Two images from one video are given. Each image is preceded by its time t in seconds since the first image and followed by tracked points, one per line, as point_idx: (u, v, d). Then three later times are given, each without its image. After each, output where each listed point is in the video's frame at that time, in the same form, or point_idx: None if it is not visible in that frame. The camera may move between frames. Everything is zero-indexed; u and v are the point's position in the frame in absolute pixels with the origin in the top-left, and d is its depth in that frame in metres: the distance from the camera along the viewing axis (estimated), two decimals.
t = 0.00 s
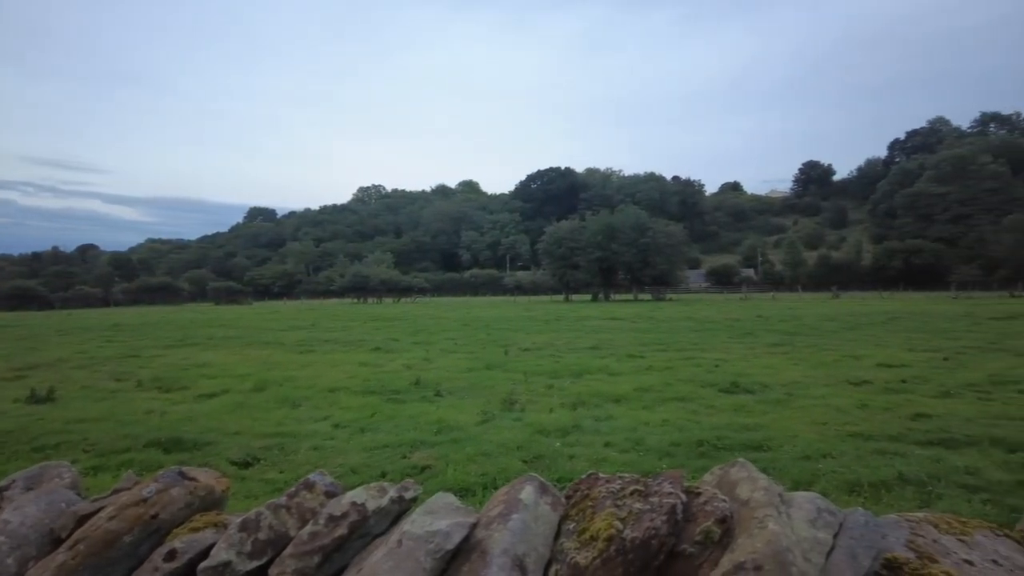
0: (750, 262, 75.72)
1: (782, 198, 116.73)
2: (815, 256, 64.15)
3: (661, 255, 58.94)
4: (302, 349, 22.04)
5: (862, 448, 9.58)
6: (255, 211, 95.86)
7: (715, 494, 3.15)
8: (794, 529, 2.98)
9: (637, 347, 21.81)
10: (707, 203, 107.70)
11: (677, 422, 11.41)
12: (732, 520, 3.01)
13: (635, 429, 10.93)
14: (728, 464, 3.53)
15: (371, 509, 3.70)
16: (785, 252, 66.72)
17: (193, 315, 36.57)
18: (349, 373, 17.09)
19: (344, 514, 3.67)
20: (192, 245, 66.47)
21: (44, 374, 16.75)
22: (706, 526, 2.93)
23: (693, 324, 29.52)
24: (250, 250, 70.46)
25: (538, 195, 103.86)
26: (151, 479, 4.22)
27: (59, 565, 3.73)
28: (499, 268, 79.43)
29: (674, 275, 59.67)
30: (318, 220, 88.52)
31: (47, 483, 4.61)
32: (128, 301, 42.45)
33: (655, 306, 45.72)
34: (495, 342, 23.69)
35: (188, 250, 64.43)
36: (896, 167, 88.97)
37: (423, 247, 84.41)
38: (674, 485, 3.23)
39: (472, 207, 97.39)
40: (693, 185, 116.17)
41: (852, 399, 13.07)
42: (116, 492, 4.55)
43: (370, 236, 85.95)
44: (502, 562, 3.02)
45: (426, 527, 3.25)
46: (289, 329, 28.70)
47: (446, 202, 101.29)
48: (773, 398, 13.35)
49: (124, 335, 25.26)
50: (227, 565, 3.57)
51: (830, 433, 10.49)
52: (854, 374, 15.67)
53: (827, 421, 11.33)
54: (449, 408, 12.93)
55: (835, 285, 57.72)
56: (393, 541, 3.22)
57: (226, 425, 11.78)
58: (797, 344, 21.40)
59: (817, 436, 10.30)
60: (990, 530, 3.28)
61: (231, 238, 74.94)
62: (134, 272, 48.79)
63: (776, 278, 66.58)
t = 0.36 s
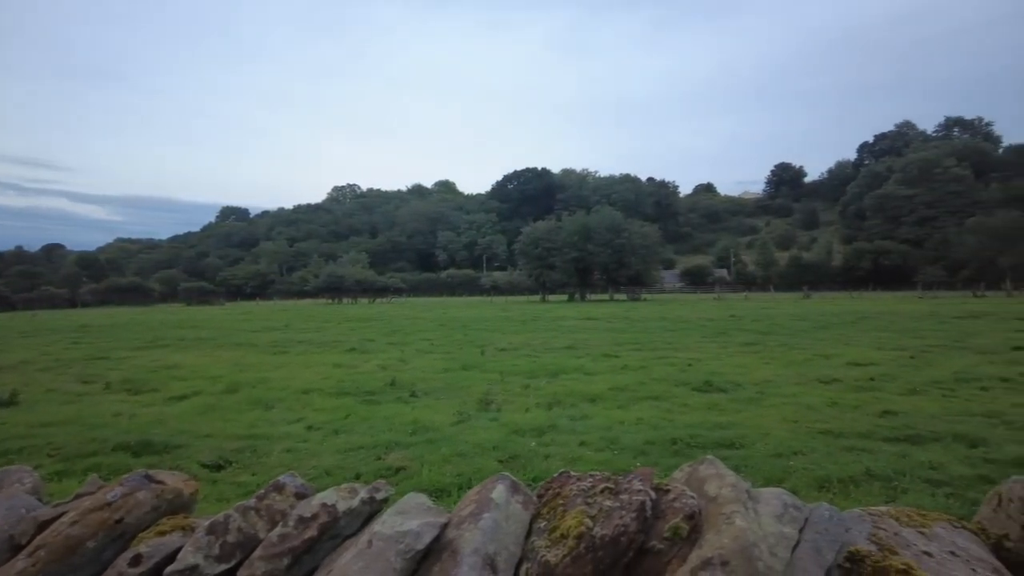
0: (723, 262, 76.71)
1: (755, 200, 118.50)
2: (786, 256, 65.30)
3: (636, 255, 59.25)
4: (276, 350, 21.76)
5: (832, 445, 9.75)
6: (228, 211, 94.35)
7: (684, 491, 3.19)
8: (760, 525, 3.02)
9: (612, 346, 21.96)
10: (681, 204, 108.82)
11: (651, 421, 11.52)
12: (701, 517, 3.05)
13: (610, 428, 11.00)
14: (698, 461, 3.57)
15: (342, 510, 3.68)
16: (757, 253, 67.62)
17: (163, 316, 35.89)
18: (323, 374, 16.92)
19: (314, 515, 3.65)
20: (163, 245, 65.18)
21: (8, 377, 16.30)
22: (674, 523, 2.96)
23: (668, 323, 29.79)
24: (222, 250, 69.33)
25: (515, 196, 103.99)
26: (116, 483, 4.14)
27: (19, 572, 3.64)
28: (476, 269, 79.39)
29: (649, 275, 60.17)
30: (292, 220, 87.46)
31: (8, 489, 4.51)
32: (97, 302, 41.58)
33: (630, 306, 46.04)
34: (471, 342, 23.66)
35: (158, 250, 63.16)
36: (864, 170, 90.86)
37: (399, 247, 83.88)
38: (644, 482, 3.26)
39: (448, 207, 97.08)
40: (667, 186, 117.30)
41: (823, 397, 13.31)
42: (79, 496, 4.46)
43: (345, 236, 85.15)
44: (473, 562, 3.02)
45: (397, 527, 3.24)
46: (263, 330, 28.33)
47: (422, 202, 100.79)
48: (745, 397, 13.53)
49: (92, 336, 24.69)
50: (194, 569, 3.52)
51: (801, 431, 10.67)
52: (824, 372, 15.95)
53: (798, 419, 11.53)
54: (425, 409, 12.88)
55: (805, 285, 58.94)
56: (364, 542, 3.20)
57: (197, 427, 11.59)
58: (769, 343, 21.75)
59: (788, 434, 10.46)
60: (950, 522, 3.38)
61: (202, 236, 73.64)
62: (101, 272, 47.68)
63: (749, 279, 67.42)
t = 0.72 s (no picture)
0: (698, 262, 77.60)
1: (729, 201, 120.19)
2: (759, 257, 66.32)
3: (612, 256, 59.67)
4: (250, 351, 21.49)
5: (803, 443, 9.91)
6: (200, 210, 92.83)
7: (655, 489, 3.22)
8: (729, 521, 3.06)
9: (588, 346, 22.10)
10: (657, 205, 109.80)
11: (625, 420, 11.63)
12: (671, 514, 3.08)
13: (586, 427, 11.07)
14: (668, 460, 3.60)
15: (313, 512, 3.65)
16: (731, 254, 68.45)
17: (134, 317, 35.21)
18: (297, 375, 16.74)
19: (286, 517, 3.62)
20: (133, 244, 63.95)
21: None
22: (646, 522, 2.98)
23: (644, 323, 30.10)
24: (194, 250, 68.25)
25: (492, 196, 104.15)
26: (81, 488, 4.06)
27: None
28: (453, 269, 79.43)
29: (625, 276, 60.66)
30: (266, 220, 86.40)
31: None
32: (65, 303, 40.69)
33: (607, 306, 46.37)
34: (448, 342, 23.63)
35: (129, 249, 61.95)
36: (835, 172, 92.70)
37: (375, 247, 83.30)
38: (615, 480, 3.30)
39: (425, 207, 96.73)
40: (643, 187, 118.28)
41: (794, 395, 13.55)
42: (42, 502, 4.36)
43: (321, 236, 84.36)
44: (445, 562, 3.02)
45: (369, 529, 3.23)
46: (236, 331, 27.93)
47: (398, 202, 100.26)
48: (718, 395, 13.72)
49: (58, 338, 24.11)
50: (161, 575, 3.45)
51: (773, 428, 10.84)
52: (796, 371, 16.23)
53: (770, 416, 11.72)
54: (401, 410, 12.83)
55: (777, 285, 60.24)
56: (335, 543, 3.18)
57: (168, 430, 11.38)
58: (742, 342, 22.10)
59: (760, 432, 10.63)
60: (912, 516, 3.47)
61: (175, 235, 72.37)
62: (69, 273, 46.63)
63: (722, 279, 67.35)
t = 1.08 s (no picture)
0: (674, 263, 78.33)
1: (705, 203, 121.44)
2: (735, 257, 67.09)
3: (591, 256, 59.79)
4: (224, 352, 21.18)
5: (778, 440, 10.04)
6: (173, 209, 91.31)
7: (628, 487, 3.26)
8: (701, 519, 3.10)
9: (567, 346, 22.16)
10: (634, 206, 110.49)
11: (603, 419, 11.68)
12: (644, 511, 3.11)
13: (564, 426, 11.10)
14: (643, 459, 3.63)
15: (287, 514, 3.61)
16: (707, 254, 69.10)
17: (105, 318, 34.54)
18: (273, 377, 16.53)
19: (258, 520, 3.57)
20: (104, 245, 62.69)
21: None
22: (619, 519, 3.00)
23: (622, 323, 30.28)
24: (167, 250, 67.06)
25: (471, 196, 104.09)
26: (46, 492, 3.98)
27: None
28: (432, 269, 79.40)
29: (603, 276, 61.01)
30: (241, 219, 85.28)
31: None
32: (32, 305, 39.72)
33: (585, 306, 46.52)
34: (426, 343, 23.55)
35: (99, 249, 60.68)
36: (809, 174, 94.19)
37: (352, 247, 82.50)
38: (589, 479, 3.32)
39: (403, 207, 96.15)
40: (621, 188, 119.01)
41: (769, 393, 13.73)
42: (5, 508, 4.25)
43: (297, 236, 83.46)
44: (420, 562, 3.01)
45: (343, 530, 3.21)
46: (210, 332, 27.49)
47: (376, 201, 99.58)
48: (695, 394, 13.87)
49: (26, 340, 23.55)
50: None
51: (748, 427, 10.97)
52: (771, 369, 16.46)
53: (745, 415, 11.85)
54: (378, 411, 12.75)
55: (752, 285, 60.84)
56: (309, 545, 3.16)
57: (140, 433, 11.17)
58: (718, 341, 22.34)
59: (736, 430, 10.75)
60: (880, 511, 3.54)
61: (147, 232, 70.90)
62: (36, 273, 45.55)
63: (699, 280, 66.79)
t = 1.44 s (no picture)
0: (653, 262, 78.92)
1: (683, 204, 122.60)
2: (712, 256, 67.81)
3: (571, 256, 60.03)
4: (200, 354, 20.87)
5: (754, 438, 10.16)
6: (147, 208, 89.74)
7: (604, 485, 3.27)
8: (677, 516, 3.12)
9: (546, 346, 22.18)
10: (613, 207, 111.11)
11: (583, 418, 11.72)
12: (620, 509, 3.12)
13: (543, 426, 11.12)
14: (619, 457, 3.64)
15: (261, 517, 3.56)
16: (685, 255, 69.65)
17: (78, 319, 33.85)
18: (249, 378, 16.34)
19: (231, 522, 3.51)
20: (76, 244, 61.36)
21: None
22: (595, 517, 3.02)
23: (602, 323, 30.40)
24: (142, 250, 65.85)
25: (451, 196, 103.95)
26: (12, 498, 3.89)
27: None
28: (411, 269, 79.30)
29: (582, 276, 61.29)
30: (218, 218, 84.11)
31: None
32: None
33: (565, 306, 46.69)
34: (405, 343, 23.43)
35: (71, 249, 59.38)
36: (785, 175, 95.59)
37: (331, 247, 81.85)
38: (565, 477, 3.33)
39: (383, 207, 95.65)
40: (600, 188, 119.56)
41: (745, 392, 13.88)
42: None
43: (275, 235, 82.54)
44: (395, 564, 3.00)
45: (318, 532, 3.18)
46: (185, 333, 27.07)
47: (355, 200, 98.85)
48: (672, 392, 13.99)
49: None
50: None
51: (726, 425, 11.07)
52: (748, 368, 16.64)
53: (722, 413, 11.98)
54: (357, 412, 12.66)
55: (729, 285, 61.46)
56: (283, 547, 3.12)
57: (112, 436, 10.97)
58: (696, 340, 22.52)
59: (713, 428, 10.86)
60: (852, 507, 3.59)
61: (121, 231, 69.66)
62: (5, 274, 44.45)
63: (676, 280, 67.11)
